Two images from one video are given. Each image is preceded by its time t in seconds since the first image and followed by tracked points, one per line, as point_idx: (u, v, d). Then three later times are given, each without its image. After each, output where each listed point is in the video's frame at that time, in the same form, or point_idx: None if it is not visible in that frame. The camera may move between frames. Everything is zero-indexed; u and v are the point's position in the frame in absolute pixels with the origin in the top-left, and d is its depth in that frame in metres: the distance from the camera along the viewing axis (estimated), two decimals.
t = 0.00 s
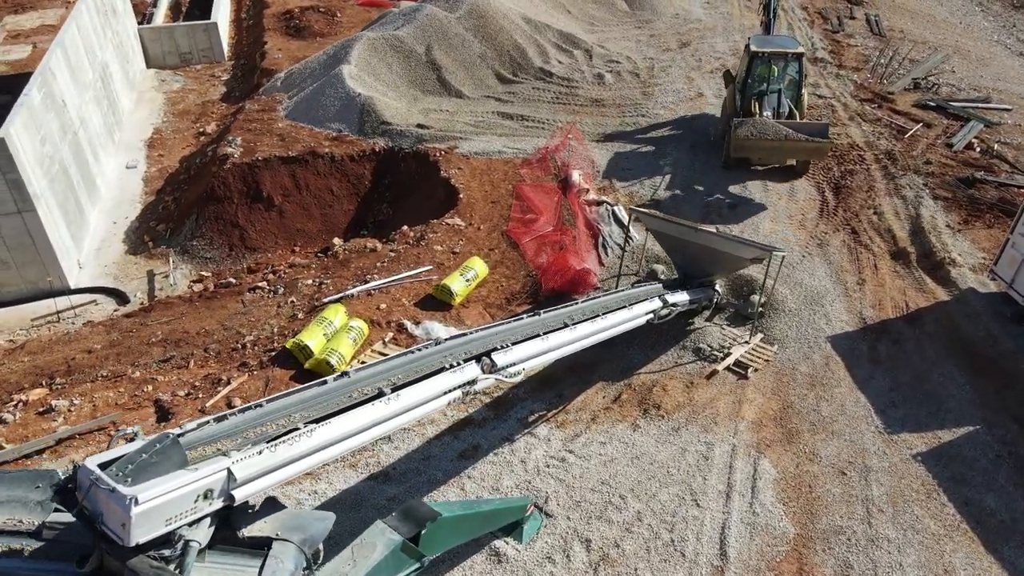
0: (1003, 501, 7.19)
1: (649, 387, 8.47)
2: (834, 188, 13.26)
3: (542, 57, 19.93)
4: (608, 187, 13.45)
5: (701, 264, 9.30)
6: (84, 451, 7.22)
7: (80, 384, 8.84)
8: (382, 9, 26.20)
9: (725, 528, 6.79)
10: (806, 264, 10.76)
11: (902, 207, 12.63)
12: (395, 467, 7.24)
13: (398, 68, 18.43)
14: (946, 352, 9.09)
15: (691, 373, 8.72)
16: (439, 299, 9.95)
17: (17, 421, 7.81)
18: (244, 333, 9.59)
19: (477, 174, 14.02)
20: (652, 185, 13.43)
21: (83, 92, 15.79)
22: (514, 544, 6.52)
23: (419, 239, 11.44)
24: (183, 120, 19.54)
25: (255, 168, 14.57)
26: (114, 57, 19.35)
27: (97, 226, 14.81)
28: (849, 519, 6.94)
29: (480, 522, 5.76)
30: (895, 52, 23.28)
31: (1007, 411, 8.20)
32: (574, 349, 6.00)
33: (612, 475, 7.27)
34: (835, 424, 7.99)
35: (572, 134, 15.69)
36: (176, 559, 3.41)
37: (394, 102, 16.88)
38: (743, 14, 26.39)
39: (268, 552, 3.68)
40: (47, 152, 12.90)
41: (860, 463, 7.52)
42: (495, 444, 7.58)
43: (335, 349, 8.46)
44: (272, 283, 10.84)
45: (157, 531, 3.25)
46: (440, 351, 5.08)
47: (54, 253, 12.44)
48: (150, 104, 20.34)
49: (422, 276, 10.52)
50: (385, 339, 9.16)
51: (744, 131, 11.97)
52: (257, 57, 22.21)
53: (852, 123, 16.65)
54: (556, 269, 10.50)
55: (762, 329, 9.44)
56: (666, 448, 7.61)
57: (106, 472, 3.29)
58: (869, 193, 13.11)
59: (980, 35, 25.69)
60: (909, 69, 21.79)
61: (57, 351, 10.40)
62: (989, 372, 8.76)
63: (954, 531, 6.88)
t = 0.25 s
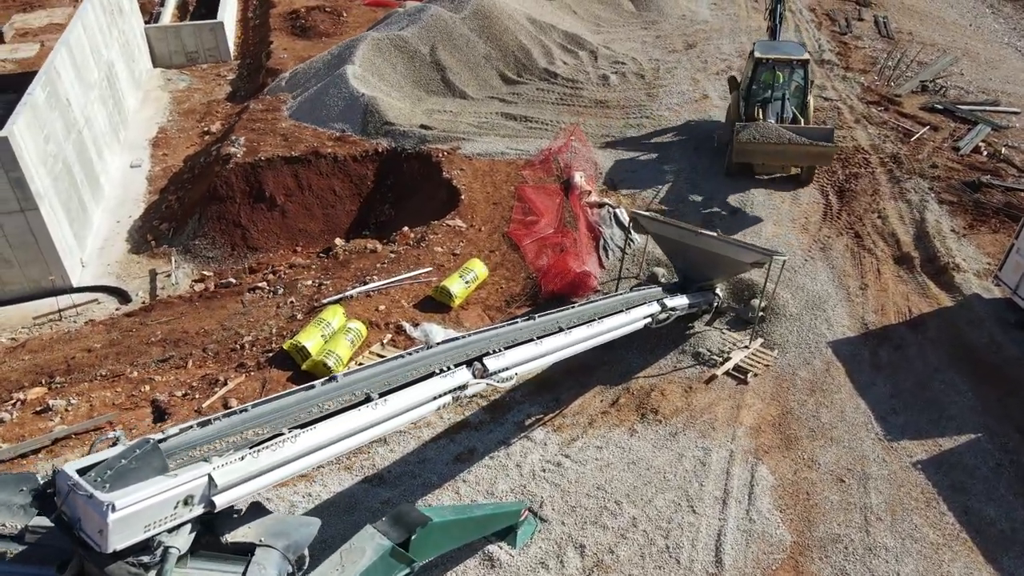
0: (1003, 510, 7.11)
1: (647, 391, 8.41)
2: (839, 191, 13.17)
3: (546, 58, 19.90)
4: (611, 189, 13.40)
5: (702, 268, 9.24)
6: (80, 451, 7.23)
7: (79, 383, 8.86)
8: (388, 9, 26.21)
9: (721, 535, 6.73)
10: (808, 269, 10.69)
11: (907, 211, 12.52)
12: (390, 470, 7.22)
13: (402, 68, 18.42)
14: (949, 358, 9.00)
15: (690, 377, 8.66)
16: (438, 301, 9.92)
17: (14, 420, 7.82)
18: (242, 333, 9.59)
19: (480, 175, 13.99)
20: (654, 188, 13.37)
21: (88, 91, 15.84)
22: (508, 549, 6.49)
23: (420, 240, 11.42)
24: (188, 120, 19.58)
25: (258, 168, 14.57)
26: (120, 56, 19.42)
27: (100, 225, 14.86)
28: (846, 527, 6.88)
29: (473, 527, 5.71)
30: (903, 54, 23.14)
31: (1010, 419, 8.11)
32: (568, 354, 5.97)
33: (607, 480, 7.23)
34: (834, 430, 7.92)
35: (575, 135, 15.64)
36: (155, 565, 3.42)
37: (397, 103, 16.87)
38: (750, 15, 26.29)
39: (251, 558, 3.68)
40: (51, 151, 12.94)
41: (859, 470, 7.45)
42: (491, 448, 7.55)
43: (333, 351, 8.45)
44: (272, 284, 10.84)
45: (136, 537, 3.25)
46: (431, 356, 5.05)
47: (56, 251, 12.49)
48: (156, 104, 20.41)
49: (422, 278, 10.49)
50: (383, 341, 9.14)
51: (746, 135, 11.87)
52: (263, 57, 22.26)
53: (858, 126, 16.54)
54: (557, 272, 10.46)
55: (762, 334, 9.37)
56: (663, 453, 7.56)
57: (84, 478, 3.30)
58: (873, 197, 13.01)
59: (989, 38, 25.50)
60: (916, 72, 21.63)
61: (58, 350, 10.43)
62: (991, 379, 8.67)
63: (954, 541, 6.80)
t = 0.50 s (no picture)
0: (1004, 520, 7.02)
1: (645, 396, 8.36)
2: (843, 195, 13.08)
3: (551, 59, 19.85)
4: (613, 191, 13.34)
5: (702, 272, 9.18)
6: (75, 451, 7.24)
7: (77, 383, 8.88)
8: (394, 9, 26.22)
9: (716, 542, 6.68)
10: (811, 273, 10.62)
11: (912, 215, 12.42)
12: (384, 473, 7.19)
13: (406, 68, 18.41)
14: (951, 365, 8.91)
15: (688, 382, 8.60)
16: (437, 303, 9.89)
17: (11, 419, 7.83)
18: (241, 334, 9.58)
19: (482, 177, 13.96)
20: (657, 190, 13.31)
21: (92, 90, 15.90)
22: (501, 554, 6.46)
23: (420, 241, 11.39)
24: (193, 119, 19.62)
25: (260, 168, 14.58)
26: (126, 55, 19.48)
27: (104, 224, 14.91)
28: (844, 536, 6.81)
29: (464, 532, 5.69)
30: (911, 57, 22.98)
31: (1012, 427, 8.02)
32: (561, 360, 5.93)
33: (603, 485, 7.18)
34: (834, 437, 7.84)
35: (579, 137, 15.59)
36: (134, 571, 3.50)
37: (401, 103, 16.86)
38: (757, 17, 26.17)
39: (234, 565, 3.79)
40: (54, 150, 12.98)
41: (858, 478, 7.38)
42: (486, 452, 7.51)
43: (330, 353, 8.44)
44: (272, 284, 10.83)
45: (114, 544, 3.32)
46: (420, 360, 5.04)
47: (59, 250, 12.53)
48: (161, 103, 20.46)
49: (421, 279, 10.47)
50: (381, 343, 9.12)
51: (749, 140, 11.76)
52: (268, 57, 22.29)
53: (864, 129, 16.43)
54: (557, 274, 10.41)
55: (762, 338, 9.30)
56: (660, 459, 7.51)
57: (62, 484, 3.33)
58: (878, 201, 12.91)
59: (999, 40, 25.30)
60: (924, 74, 21.48)
61: (58, 349, 10.46)
62: (994, 386, 8.58)
63: (953, 550, 6.73)
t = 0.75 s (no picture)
0: (1005, 532, 6.93)
1: (643, 402, 8.30)
2: (848, 200, 12.97)
3: (557, 60, 19.80)
4: (616, 195, 13.29)
5: (702, 277, 9.13)
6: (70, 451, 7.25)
7: (75, 382, 8.90)
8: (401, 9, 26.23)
9: (711, 551, 6.61)
10: (813, 278, 10.53)
11: (917, 221, 12.29)
12: (378, 477, 7.15)
13: (411, 69, 18.38)
14: (954, 373, 8.81)
15: (687, 388, 8.53)
16: (436, 305, 9.87)
17: (7, 418, 7.85)
18: (240, 334, 9.57)
19: (485, 178, 13.93)
20: (660, 194, 13.25)
21: (98, 89, 15.96)
22: (493, 560, 6.42)
23: (421, 243, 11.37)
24: (199, 118, 19.66)
25: (263, 168, 14.60)
26: (133, 54, 19.56)
27: (108, 222, 14.96)
28: (841, 546, 6.73)
29: (454, 539, 5.65)
30: (921, 60, 22.79)
31: (1015, 437, 7.91)
32: (554, 366, 5.89)
33: (598, 492, 7.13)
34: (833, 446, 7.76)
35: (582, 139, 15.53)
36: None
37: (405, 104, 16.85)
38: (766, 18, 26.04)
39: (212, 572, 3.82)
40: (59, 149, 13.03)
41: (857, 488, 7.30)
42: (481, 456, 7.47)
43: (326, 355, 8.43)
44: (272, 285, 10.82)
45: (86, 553, 3.32)
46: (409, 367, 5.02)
47: (61, 249, 12.57)
48: (167, 102, 20.53)
49: (420, 281, 10.44)
50: (379, 345, 9.09)
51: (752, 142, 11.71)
52: (275, 56, 22.34)
53: (870, 132, 16.29)
54: (556, 278, 10.37)
55: (763, 344, 9.22)
56: (656, 466, 7.45)
57: (36, 492, 3.33)
58: (883, 206, 12.78)
59: (1011, 43, 25.07)
60: (933, 77, 21.29)
61: (58, 348, 10.49)
62: (998, 395, 8.47)
63: (952, 563, 6.64)
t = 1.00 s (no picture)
0: (1006, 543, 6.84)
1: (641, 407, 8.24)
2: (852, 204, 12.86)
3: (561, 61, 19.74)
4: (618, 197, 13.23)
5: (702, 281, 9.07)
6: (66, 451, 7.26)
7: (73, 382, 8.92)
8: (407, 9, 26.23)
9: (707, 559, 6.55)
10: (815, 283, 10.45)
11: (922, 225, 12.18)
12: (373, 481, 7.11)
13: (415, 69, 18.36)
14: (957, 380, 8.71)
15: (685, 393, 8.47)
16: (435, 307, 9.83)
17: (5, 418, 7.87)
18: (238, 335, 9.56)
19: (487, 180, 13.89)
20: (662, 197, 13.18)
21: (103, 89, 16.00)
22: (486, 566, 6.37)
23: (421, 245, 11.34)
24: (204, 118, 19.70)
25: (266, 168, 14.60)
26: (139, 54, 19.61)
27: (111, 221, 15.01)
28: (838, 555, 6.66)
29: (445, 545, 5.61)
30: (929, 62, 22.62)
31: (1017, 447, 7.81)
32: (548, 372, 5.84)
33: (593, 498, 7.07)
34: (832, 453, 7.69)
35: (585, 141, 15.47)
36: None
37: (409, 104, 16.82)
38: (773, 20, 25.90)
39: None
40: (62, 148, 13.08)
41: (855, 496, 7.22)
42: (476, 461, 7.43)
43: (323, 357, 8.39)
44: (272, 286, 10.81)
45: (63, 561, 3.35)
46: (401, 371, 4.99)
47: (64, 248, 12.61)
48: (173, 101, 20.58)
49: (420, 283, 10.41)
50: (377, 348, 9.07)
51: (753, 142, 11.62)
52: (280, 56, 22.36)
53: (876, 136, 16.17)
54: (556, 280, 10.31)
55: (763, 349, 9.14)
56: (653, 472, 7.39)
57: (16, 498, 3.36)
58: (888, 210, 12.67)
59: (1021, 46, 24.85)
60: (941, 80, 21.11)
61: (59, 347, 10.52)
62: (1001, 403, 8.36)
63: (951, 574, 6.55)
